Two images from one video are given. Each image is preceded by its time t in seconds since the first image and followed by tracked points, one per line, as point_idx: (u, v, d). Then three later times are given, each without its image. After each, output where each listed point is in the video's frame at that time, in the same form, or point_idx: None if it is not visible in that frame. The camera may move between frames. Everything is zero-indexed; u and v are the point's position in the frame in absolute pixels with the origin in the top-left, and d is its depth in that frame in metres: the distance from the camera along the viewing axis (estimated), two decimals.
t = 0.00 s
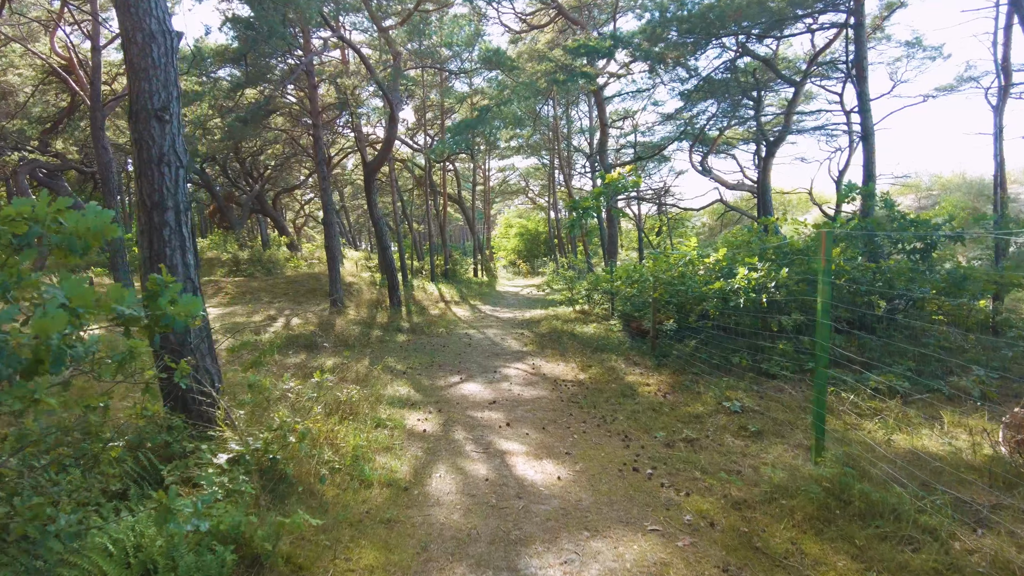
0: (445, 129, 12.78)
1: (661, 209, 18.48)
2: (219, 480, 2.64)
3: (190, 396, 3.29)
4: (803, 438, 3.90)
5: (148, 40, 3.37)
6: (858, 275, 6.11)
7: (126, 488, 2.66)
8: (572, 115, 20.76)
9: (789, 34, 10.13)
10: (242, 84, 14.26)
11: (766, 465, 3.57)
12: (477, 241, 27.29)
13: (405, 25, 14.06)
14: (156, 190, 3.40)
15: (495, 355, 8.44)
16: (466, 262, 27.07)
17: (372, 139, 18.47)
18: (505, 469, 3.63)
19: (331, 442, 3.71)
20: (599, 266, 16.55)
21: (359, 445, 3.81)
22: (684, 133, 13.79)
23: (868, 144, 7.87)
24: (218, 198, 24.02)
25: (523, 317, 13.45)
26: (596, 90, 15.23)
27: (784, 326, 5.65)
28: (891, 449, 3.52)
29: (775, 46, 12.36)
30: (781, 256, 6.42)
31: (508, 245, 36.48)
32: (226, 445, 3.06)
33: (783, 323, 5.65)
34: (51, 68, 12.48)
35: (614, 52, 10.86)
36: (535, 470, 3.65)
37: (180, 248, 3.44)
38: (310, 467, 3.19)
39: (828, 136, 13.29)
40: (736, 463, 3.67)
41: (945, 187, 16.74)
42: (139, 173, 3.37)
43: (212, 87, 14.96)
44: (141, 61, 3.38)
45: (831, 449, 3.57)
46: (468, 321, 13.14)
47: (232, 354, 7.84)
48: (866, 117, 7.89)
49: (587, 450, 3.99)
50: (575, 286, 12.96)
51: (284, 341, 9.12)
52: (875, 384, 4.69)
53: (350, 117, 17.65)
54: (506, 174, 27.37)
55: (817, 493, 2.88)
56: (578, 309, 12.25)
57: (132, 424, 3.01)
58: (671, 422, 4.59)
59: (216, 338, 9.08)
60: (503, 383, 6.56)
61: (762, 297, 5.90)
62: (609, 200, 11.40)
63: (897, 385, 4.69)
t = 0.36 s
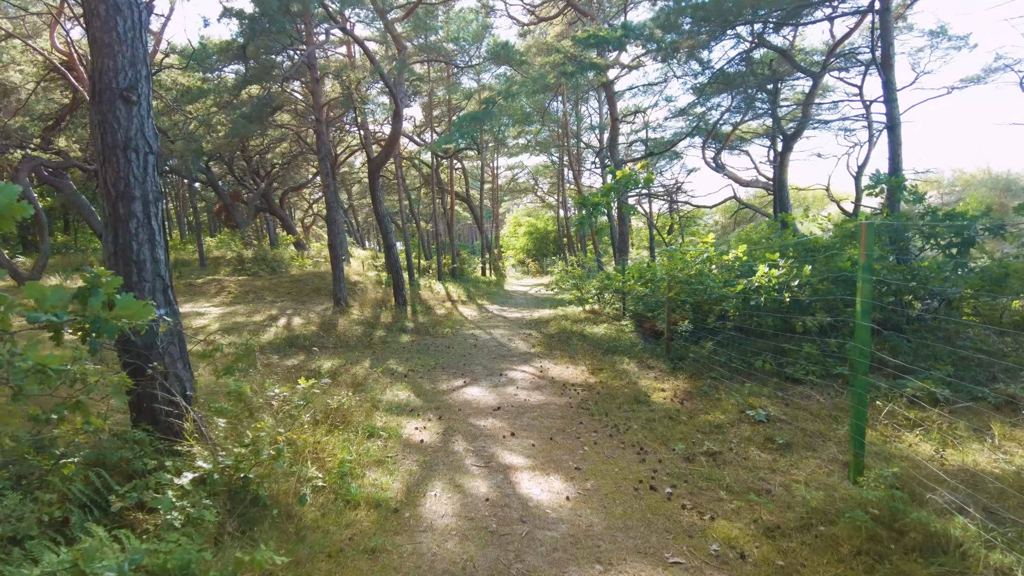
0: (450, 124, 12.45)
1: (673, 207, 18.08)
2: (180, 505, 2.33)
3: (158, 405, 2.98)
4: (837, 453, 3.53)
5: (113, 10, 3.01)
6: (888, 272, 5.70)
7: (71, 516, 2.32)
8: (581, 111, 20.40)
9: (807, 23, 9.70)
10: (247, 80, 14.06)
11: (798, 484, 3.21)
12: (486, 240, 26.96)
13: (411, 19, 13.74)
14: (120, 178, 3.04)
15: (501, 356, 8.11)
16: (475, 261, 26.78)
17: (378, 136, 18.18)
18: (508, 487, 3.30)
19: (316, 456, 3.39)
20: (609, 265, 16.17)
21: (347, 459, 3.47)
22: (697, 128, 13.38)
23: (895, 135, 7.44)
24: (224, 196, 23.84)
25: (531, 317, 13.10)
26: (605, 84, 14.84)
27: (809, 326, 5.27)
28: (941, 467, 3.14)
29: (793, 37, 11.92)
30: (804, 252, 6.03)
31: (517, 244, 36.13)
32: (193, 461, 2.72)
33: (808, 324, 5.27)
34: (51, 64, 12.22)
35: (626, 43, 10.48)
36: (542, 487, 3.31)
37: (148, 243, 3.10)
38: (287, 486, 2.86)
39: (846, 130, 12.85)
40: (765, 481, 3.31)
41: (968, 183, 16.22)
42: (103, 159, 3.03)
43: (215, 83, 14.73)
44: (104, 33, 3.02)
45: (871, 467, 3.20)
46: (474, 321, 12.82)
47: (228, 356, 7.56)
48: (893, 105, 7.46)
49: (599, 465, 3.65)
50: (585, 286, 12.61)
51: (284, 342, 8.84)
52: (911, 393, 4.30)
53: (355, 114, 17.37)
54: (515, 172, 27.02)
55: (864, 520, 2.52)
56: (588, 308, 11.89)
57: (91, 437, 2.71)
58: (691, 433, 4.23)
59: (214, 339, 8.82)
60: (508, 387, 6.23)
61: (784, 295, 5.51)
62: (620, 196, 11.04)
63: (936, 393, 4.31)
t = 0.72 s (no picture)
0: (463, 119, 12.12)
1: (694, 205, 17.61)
2: (141, 547, 2.04)
3: (132, 426, 2.70)
4: (888, 481, 3.15)
5: None
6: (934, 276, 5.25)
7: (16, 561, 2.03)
8: (600, 107, 19.97)
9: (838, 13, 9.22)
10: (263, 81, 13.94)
11: (846, 519, 2.85)
12: (502, 239, 26.63)
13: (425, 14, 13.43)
14: (89, 175, 2.76)
15: (516, 361, 7.78)
16: (491, 260, 26.46)
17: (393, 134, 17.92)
18: (518, 518, 2.97)
19: (307, 481, 3.08)
20: (628, 265, 15.76)
21: (342, 484, 3.16)
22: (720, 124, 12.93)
23: (937, 128, 6.96)
24: (240, 196, 23.78)
25: (548, 319, 12.75)
26: (625, 79, 14.43)
27: (847, 335, 4.86)
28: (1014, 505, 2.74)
29: (822, 28, 11.41)
30: (840, 254, 5.61)
31: (534, 242, 35.77)
32: (163, 493, 2.42)
33: (846, 333, 4.86)
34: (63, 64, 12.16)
35: (646, 35, 10.07)
36: (557, 519, 2.99)
37: (121, 246, 2.81)
38: (270, 521, 2.55)
39: (877, 125, 12.32)
40: (807, 514, 2.96)
41: (1006, 180, 15.51)
42: (70, 154, 2.74)
43: (229, 81, 14.58)
44: (70, 15, 2.73)
45: (929, 503, 2.83)
46: (489, 322, 12.50)
47: (233, 360, 7.30)
48: (936, 97, 6.98)
49: (619, 493, 3.32)
50: (603, 287, 12.23)
51: (293, 345, 8.59)
52: (967, 411, 3.89)
53: (370, 112, 17.14)
54: (532, 170, 26.66)
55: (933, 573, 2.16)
56: (606, 310, 11.52)
57: (53, 464, 2.43)
58: (720, 454, 3.87)
59: (222, 342, 8.59)
60: (523, 396, 5.90)
61: (819, 301, 5.11)
62: (640, 195, 10.64)
63: (995, 412, 3.89)
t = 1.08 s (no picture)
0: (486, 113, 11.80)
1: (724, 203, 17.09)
2: None
3: (117, 435, 2.44)
4: (965, 507, 2.75)
5: None
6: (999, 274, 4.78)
7: None
8: (627, 103, 19.53)
9: None
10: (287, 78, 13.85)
11: (919, 552, 2.47)
12: (526, 238, 26.29)
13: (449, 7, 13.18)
14: (69, 158, 2.50)
15: (540, 363, 7.46)
16: (515, 259, 26.14)
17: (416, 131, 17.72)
18: (541, 544, 2.66)
19: (307, 497, 2.78)
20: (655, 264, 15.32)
21: (347, 501, 2.86)
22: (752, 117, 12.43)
23: (994, 116, 6.46)
24: (265, 194, 23.83)
25: (573, 319, 12.39)
26: (653, 72, 13.99)
27: (902, 340, 4.43)
28: None
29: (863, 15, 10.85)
30: (892, 251, 5.16)
31: (559, 241, 35.39)
32: (140, 514, 2.14)
33: (901, 337, 4.43)
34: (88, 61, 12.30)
35: (678, 25, 9.65)
36: (585, 544, 2.68)
37: (104, 238, 2.55)
38: (260, 546, 2.25)
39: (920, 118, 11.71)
40: (873, 544, 2.58)
41: None
42: (48, 135, 2.48)
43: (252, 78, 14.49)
44: None
45: (1021, 537, 2.42)
46: (513, 322, 12.18)
47: (248, 360, 7.08)
48: (993, 82, 6.48)
49: (655, 514, 2.99)
50: (630, 286, 11.84)
51: (311, 344, 8.35)
52: None
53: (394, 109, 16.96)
54: (557, 167, 26.30)
55: None
56: (634, 310, 11.13)
57: (18, 479, 2.16)
58: (765, 470, 3.51)
59: (239, 341, 8.39)
60: (547, 400, 5.57)
61: (870, 301, 4.68)
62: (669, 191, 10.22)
63: None
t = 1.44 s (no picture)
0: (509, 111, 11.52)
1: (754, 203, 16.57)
2: None
3: (83, 465, 2.18)
4: None
5: None
6: None
7: None
8: (653, 100, 19.10)
9: None
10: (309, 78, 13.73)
11: None
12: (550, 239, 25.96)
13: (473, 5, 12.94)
14: (39, 153, 2.24)
15: (563, 370, 7.14)
16: (539, 260, 25.81)
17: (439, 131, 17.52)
18: None
19: (303, 532, 2.51)
20: (682, 266, 14.88)
21: (349, 534, 2.58)
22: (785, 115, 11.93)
23: None
24: (289, 195, 23.85)
25: (597, 322, 12.04)
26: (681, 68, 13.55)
27: (962, 352, 3.99)
28: None
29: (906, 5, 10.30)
30: (948, 254, 4.71)
31: (583, 242, 35.01)
32: (104, 560, 1.87)
33: (961, 349, 3.99)
34: (111, 60, 12.35)
35: (708, 17, 9.25)
36: None
37: (80, 242, 2.30)
38: None
39: (966, 113, 11.11)
40: None
41: None
42: (18, 128, 2.24)
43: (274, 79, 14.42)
44: None
45: None
46: (535, 325, 11.87)
47: (262, 365, 6.88)
48: None
49: (692, 554, 2.67)
50: (657, 288, 11.46)
51: (328, 347, 8.13)
52: None
53: (416, 108, 16.79)
54: (581, 167, 25.94)
55: None
56: (661, 314, 10.75)
57: None
58: (813, 500, 3.15)
59: (255, 344, 8.21)
60: (571, 413, 5.25)
61: (924, 309, 4.24)
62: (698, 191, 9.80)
63: None
